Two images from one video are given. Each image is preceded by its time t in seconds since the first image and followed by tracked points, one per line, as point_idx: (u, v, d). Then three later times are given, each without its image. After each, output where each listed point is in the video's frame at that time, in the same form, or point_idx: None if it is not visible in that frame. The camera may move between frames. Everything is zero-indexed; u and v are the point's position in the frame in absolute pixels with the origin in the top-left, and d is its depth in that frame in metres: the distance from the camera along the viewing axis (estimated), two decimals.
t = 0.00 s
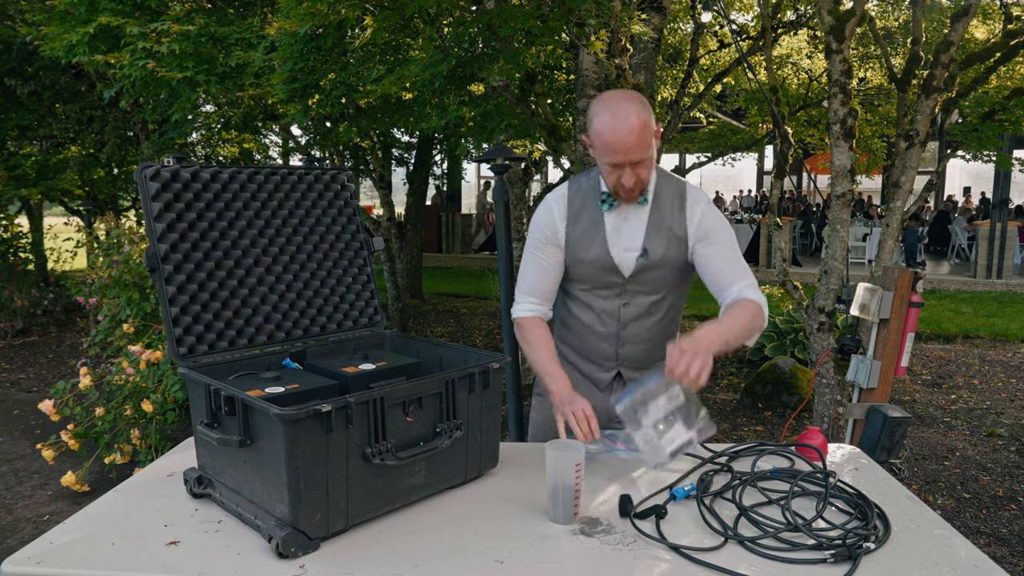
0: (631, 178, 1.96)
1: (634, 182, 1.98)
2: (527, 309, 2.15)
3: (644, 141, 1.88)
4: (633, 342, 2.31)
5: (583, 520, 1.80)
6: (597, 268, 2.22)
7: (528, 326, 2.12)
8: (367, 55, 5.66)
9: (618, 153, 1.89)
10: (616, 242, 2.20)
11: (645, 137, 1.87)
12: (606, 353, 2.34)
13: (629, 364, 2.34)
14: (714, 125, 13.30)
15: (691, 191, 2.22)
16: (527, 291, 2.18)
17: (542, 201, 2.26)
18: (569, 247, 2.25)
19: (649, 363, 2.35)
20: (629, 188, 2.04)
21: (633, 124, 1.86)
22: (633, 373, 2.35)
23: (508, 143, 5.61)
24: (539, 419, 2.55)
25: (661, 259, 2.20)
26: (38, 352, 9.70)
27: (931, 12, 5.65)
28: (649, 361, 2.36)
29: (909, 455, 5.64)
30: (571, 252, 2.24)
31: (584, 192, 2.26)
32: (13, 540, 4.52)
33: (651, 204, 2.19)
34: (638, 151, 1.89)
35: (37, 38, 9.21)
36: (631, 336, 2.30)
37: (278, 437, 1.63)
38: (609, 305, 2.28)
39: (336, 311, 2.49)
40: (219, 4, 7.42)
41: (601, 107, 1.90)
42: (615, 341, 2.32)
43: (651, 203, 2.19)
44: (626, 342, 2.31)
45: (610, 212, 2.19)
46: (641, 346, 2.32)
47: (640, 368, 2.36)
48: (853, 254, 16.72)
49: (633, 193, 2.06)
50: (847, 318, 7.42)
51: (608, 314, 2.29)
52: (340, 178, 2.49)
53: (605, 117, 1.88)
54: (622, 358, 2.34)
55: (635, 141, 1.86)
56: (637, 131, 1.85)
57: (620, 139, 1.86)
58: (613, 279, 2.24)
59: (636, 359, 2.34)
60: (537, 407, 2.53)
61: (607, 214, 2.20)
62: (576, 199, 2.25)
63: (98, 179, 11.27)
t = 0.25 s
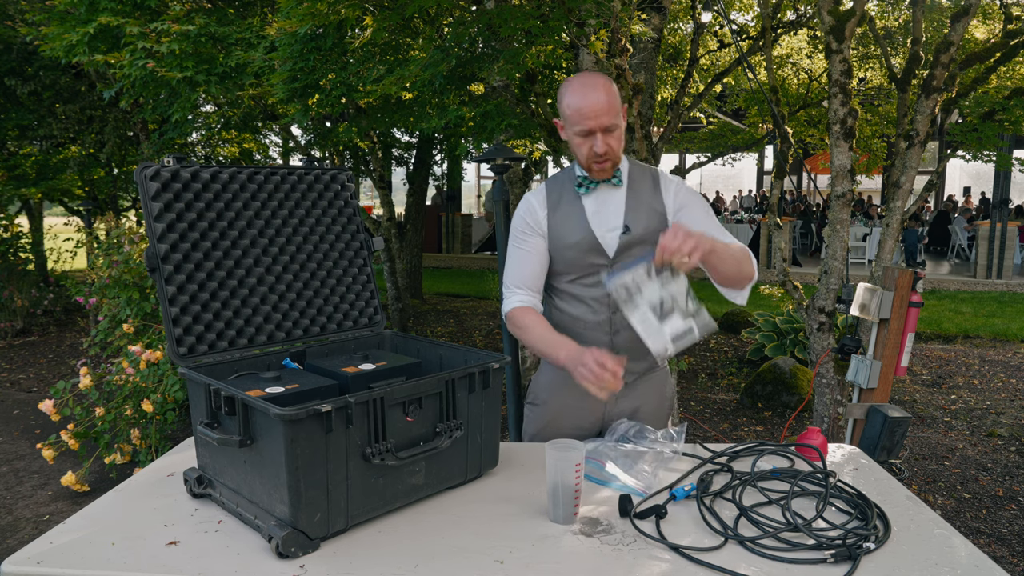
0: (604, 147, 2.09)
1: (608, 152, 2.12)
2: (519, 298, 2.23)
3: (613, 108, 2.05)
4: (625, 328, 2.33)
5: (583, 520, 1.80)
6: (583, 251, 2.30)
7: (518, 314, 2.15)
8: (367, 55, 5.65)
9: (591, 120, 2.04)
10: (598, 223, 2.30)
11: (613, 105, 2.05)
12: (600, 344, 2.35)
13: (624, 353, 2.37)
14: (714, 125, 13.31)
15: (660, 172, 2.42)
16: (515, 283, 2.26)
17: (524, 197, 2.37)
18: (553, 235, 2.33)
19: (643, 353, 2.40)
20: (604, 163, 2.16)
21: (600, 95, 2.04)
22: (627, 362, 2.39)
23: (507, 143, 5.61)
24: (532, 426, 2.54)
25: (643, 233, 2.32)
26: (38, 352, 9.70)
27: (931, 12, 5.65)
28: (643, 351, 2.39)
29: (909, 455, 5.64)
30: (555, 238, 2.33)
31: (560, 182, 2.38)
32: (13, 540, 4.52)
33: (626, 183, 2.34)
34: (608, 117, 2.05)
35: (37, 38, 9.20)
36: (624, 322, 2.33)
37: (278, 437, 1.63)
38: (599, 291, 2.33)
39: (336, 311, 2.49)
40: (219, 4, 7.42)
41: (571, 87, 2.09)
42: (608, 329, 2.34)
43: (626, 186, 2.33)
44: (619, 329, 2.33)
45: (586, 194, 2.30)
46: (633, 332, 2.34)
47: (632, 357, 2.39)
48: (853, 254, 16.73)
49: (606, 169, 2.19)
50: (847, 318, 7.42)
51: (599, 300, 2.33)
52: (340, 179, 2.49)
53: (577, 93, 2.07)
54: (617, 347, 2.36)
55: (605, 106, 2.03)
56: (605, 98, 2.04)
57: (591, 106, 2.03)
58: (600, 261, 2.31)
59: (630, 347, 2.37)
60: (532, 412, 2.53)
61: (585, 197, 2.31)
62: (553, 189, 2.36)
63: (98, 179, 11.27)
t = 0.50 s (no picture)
0: (587, 144, 2.12)
1: (591, 150, 2.14)
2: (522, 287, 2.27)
3: (596, 106, 2.08)
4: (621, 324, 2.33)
5: (583, 520, 1.80)
6: (577, 244, 2.33)
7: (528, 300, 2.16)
8: (367, 55, 5.64)
9: (574, 117, 2.07)
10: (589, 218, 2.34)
11: (597, 103, 2.08)
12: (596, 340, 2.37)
13: (622, 349, 2.37)
14: (714, 125, 13.32)
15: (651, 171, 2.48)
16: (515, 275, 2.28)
17: (518, 198, 2.43)
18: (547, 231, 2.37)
19: (641, 350, 2.40)
20: (588, 160, 2.19)
21: (583, 93, 2.07)
22: (625, 359, 2.38)
23: (507, 143, 5.61)
24: (534, 428, 2.55)
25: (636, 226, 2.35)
26: (38, 352, 9.70)
27: (931, 13, 5.65)
28: (641, 347, 2.40)
29: (909, 455, 5.64)
30: (550, 233, 2.36)
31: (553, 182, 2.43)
32: (13, 540, 4.52)
33: (616, 180, 2.39)
34: (592, 112, 2.07)
35: (37, 38, 9.21)
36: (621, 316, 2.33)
37: (279, 437, 1.63)
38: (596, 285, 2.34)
39: (336, 311, 2.49)
40: (219, 4, 7.42)
41: (559, 84, 2.13)
42: (603, 325, 2.34)
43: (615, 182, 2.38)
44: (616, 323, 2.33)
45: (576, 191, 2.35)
46: (628, 328, 2.34)
47: (630, 354, 2.39)
48: (853, 254, 16.73)
49: (590, 165, 2.22)
50: (847, 318, 7.42)
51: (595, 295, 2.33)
52: (340, 178, 2.49)
53: (562, 90, 2.10)
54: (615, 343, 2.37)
55: (588, 104, 2.06)
56: (588, 95, 2.07)
57: (575, 103, 2.07)
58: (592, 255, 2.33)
59: (627, 342, 2.37)
60: (532, 411, 2.53)
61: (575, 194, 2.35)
62: (546, 187, 2.41)
63: (98, 179, 11.26)
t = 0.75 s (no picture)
0: (594, 137, 2.13)
1: (597, 143, 2.16)
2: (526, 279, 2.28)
3: (606, 101, 2.09)
4: (621, 322, 2.34)
5: (583, 520, 1.80)
6: (581, 240, 2.34)
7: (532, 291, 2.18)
8: (367, 55, 5.64)
9: (582, 111, 2.08)
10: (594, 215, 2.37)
11: (607, 99, 2.09)
12: (597, 339, 2.37)
13: (621, 349, 2.37)
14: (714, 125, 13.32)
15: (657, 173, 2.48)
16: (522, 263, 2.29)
17: (525, 194, 2.46)
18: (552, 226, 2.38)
19: (640, 350, 2.40)
20: (594, 152, 2.20)
21: (594, 88, 2.08)
22: (624, 359, 2.38)
23: (507, 143, 5.60)
24: (534, 426, 2.56)
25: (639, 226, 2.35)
26: (38, 352, 9.70)
27: (931, 12, 5.65)
28: (640, 347, 2.40)
29: (909, 455, 5.65)
30: (554, 227, 2.38)
31: (559, 179, 2.46)
32: (13, 540, 4.52)
33: (621, 179, 2.41)
34: (602, 107, 2.08)
35: (37, 38, 9.21)
36: (620, 315, 2.33)
37: (278, 437, 1.63)
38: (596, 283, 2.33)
39: (336, 311, 2.49)
40: (219, 4, 7.42)
41: (569, 81, 2.14)
42: (604, 323, 2.34)
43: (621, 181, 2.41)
44: (615, 322, 2.33)
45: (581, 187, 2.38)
46: (629, 327, 2.35)
47: (629, 353, 2.39)
48: (853, 254, 16.72)
49: (596, 158, 2.23)
50: (847, 318, 7.42)
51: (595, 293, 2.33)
52: (340, 179, 2.49)
53: (572, 84, 2.11)
54: (614, 342, 2.37)
55: (597, 99, 2.07)
56: (599, 91, 2.08)
57: (584, 97, 2.08)
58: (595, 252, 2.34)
59: (626, 342, 2.37)
60: (533, 408, 2.54)
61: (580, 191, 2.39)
62: (553, 184, 2.44)
63: (98, 179, 11.26)
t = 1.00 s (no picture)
0: (604, 132, 2.11)
1: (608, 140, 2.13)
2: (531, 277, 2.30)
3: (618, 98, 2.11)
4: (625, 321, 2.33)
5: (583, 520, 1.80)
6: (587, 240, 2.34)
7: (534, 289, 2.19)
8: (367, 55, 5.64)
9: (594, 104, 2.10)
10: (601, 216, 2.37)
11: (619, 95, 2.12)
12: (601, 339, 2.37)
13: (624, 349, 2.37)
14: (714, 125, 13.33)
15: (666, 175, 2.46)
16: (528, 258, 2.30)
17: (533, 193, 2.46)
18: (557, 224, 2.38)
19: (644, 351, 2.40)
20: (602, 151, 2.16)
21: (606, 85, 2.12)
22: (627, 359, 2.38)
23: (507, 143, 5.60)
24: (538, 426, 2.56)
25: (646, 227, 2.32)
26: (38, 352, 9.70)
27: (931, 13, 5.65)
28: (644, 347, 2.40)
29: (909, 455, 5.65)
30: (561, 227, 2.38)
31: (568, 179, 2.46)
32: (13, 540, 4.52)
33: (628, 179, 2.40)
34: (614, 102, 2.10)
35: (37, 38, 9.21)
36: (623, 314, 2.33)
37: (278, 437, 1.63)
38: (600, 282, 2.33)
39: (336, 311, 2.49)
40: (219, 4, 7.42)
41: (581, 82, 2.18)
42: (608, 322, 2.34)
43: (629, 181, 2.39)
44: (619, 322, 2.33)
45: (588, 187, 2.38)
46: (632, 326, 2.35)
47: (633, 353, 2.39)
48: (854, 254, 16.72)
49: (605, 158, 2.19)
50: (847, 318, 7.42)
51: (598, 292, 2.33)
52: (340, 179, 2.49)
53: (585, 82, 2.15)
54: (617, 343, 2.37)
55: (610, 93, 2.10)
56: (611, 86, 2.11)
57: (596, 91, 2.10)
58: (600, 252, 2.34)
59: (629, 341, 2.37)
60: (539, 405, 2.53)
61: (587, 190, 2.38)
62: (561, 183, 2.44)
63: (98, 178, 11.26)
